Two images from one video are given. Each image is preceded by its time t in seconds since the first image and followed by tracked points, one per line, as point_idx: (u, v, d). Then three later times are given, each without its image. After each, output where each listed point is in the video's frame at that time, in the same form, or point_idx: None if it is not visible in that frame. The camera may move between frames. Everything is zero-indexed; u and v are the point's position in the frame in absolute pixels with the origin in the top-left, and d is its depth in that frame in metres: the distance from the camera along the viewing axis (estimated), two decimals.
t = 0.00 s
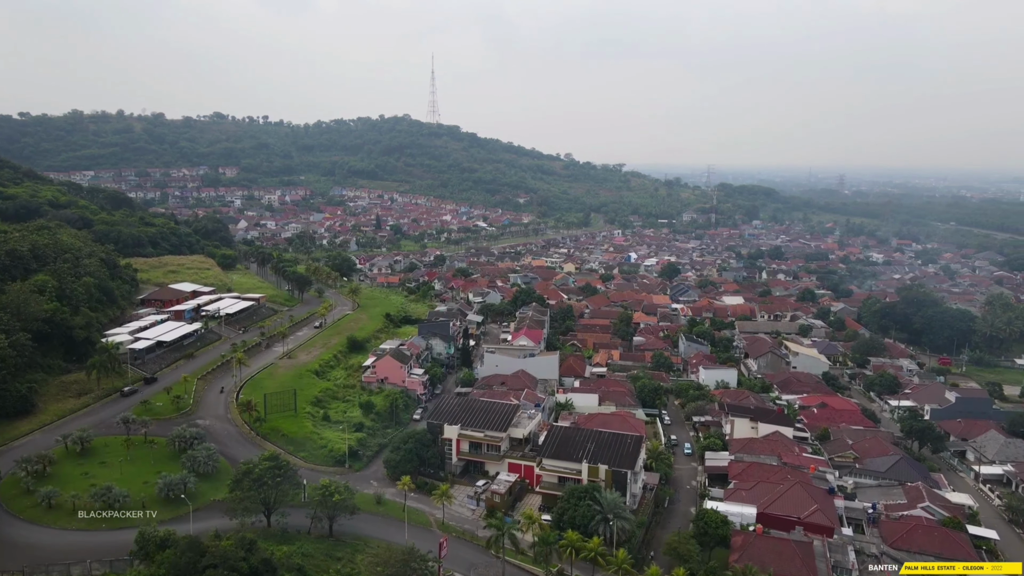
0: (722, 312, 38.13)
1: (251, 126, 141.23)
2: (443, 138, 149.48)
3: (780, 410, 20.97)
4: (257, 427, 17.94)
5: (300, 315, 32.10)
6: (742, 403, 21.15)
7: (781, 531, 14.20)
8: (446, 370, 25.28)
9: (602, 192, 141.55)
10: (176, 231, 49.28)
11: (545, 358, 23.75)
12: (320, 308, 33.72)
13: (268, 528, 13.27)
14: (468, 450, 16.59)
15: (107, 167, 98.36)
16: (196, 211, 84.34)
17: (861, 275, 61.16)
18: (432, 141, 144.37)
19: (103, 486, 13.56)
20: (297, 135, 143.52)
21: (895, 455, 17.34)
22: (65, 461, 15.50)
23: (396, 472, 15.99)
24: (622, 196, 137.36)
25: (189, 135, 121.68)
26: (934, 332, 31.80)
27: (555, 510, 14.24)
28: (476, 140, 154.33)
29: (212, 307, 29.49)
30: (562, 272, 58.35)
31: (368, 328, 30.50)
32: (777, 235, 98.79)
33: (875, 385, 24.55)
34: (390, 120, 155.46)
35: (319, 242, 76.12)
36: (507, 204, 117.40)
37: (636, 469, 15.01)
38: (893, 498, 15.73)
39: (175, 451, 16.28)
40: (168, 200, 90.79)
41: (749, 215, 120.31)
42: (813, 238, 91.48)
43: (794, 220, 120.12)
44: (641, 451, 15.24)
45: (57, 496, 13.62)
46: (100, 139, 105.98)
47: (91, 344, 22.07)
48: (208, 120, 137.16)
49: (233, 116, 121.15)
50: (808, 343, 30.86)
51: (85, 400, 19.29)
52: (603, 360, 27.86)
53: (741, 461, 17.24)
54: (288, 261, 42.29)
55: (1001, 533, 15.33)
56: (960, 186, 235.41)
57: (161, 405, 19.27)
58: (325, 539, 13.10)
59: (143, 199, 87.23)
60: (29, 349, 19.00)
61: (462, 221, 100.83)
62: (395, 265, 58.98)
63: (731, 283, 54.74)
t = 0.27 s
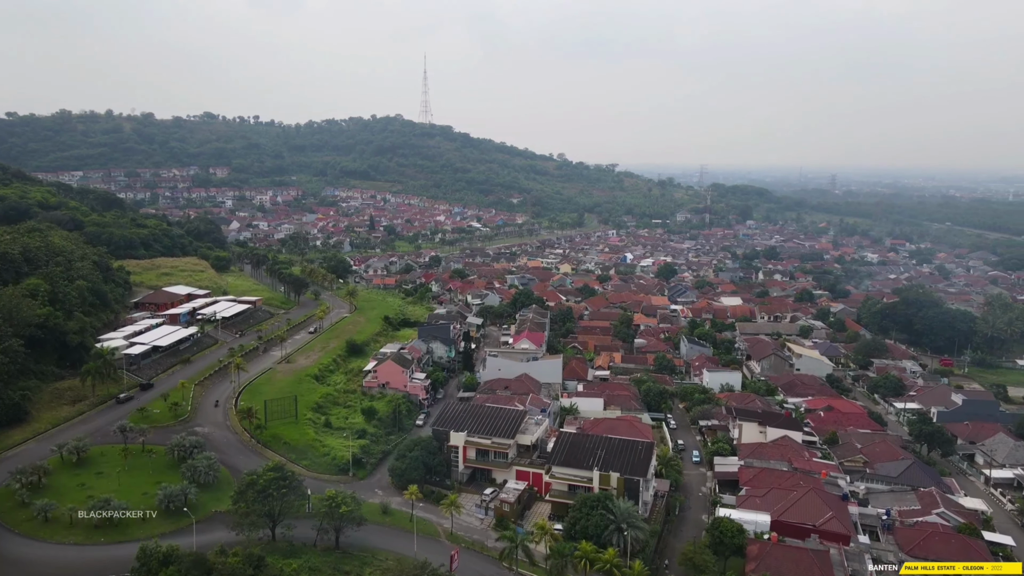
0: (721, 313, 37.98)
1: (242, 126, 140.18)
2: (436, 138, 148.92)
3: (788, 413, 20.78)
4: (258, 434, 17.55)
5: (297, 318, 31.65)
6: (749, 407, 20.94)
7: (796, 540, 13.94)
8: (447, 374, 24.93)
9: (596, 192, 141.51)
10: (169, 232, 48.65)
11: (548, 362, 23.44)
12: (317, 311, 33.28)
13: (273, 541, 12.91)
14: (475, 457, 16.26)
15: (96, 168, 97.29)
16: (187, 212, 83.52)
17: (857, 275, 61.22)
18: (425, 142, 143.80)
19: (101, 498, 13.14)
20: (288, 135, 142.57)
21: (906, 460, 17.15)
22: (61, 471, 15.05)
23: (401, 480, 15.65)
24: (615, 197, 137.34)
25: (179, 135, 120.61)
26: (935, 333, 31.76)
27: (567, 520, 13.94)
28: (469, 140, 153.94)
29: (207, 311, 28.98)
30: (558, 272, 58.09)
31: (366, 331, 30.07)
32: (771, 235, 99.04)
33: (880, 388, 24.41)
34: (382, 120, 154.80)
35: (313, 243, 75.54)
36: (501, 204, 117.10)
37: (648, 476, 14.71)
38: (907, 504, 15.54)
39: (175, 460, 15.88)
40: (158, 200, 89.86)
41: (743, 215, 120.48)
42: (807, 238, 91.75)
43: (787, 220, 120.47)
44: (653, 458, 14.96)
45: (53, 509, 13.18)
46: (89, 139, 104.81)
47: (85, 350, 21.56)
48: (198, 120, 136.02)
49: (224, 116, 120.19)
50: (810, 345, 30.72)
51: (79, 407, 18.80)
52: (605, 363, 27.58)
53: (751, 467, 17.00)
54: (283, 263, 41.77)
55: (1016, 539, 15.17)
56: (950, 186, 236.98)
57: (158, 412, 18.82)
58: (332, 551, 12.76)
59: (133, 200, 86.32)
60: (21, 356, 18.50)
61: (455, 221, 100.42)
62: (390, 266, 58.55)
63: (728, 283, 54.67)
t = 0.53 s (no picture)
0: (721, 314, 37.79)
1: (233, 126, 139.10)
2: (429, 138, 148.33)
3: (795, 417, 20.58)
4: (260, 442, 17.16)
5: (294, 322, 31.19)
6: (756, 411, 20.72)
7: (813, 548, 13.69)
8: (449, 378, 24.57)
9: (590, 192, 141.41)
10: (161, 234, 47.99)
11: (551, 366, 23.12)
12: (314, 313, 32.84)
13: (279, 554, 12.55)
14: (482, 464, 15.93)
15: (85, 168, 96.18)
16: (178, 213, 82.67)
17: (853, 275, 61.26)
18: (418, 142, 143.16)
19: (99, 511, 12.72)
20: (280, 135, 141.60)
21: (918, 465, 16.96)
22: (56, 483, 14.59)
23: (408, 489, 15.30)
24: (609, 197, 137.25)
25: (169, 135, 119.51)
26: (936, 334, 31.74)
27: (579, 530, 13.63)
28: (462, 140, 153.48)
29: (203, 314, 28.46)
30: (555, 274, 57.82)
31: (365, 334, 29.67)
32: (765, 235, 99.20)
33: (885, 390, 24.26)
34: (374, 120, 154.11)
35: (306, 244, 74.94)
36: (494, 205, 116.75)
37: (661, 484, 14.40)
38: (921, 510, 15.34)
39: (174, 470, 15.45)
40: (149, 201, 88.90)
41: (737, 215, 120.60)
42: (801, 238, 91.93)
43: (781, 220, 120.74)
44: (665, 466, 14.67)
45: (49, 523, 12.74)
46: (77, 139, 103.64)
47: (79, 356, 21.04)
48: (188, 120, 134.86)
49: (214, 116, 119.17)
50: (812, 346, 30.58)
51: (74, 416, 18.32)
52: (607, 366, 27.33)
53: (763, 472, 16.75)
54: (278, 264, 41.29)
55: None
56: (940, 186, 238.38)
57: (156, 419, 18.36)
58: (340, 564, 12.42)
59: (123, 201, 85.38)
60: (14, 363, 18.00)
61: (449, 222, 99.97)
62: (386, 268, 58.11)
63: (725, 284, 54.60)
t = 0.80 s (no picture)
0: (721, 316, 37.64)
1: (224, 126, 138.03)
2: (421, 138, 147.75)
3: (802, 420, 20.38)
4: (261, 450, 16.77)
5: (291, 325, 30.73)
6: (764, 415, 20.49)
7: (830, 557, 13.45)
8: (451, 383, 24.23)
9: (583, 193, 141.31)
10: (153, 235, 47.36)
11: (555, 370, 22.82)
12: (312, 316, 32.40)
13: (285, 568, 12.19)
14: (490, 472, 15.61)
15: (73, 168, 95.07)
16: (169, 214, 81.83)
17: (848, 275, 61.33)
18: (410, 142, 142.56)
19: (98, 525, 12.30)
20: (271, 135, 140.60)
21: (931, 470, 16.74)
22: (52, 495, 14.16)
23: (414, 499, 14.96)
24: (603, 197, 137.17)
25: (159, 135, 118.38)
26: (937, 335, 31.70)
27: (592, 541, 13.32)
28: (454, 140, 153.01)
29: (199, 318, 27.99)
30: (552, 275, 57.58)
31: (364, 338, 29.24)
32: (760, 235, 99.41)
33: (890, 392, 24.12)
34: (366, 120, 153.35)
35: (299, 245, 74.30)
36: (488, 205, 116.40)
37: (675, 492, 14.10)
38: (936, 516, 15.10)
39: (174, 480, 15.04)
40: (139, 202, 87.96)
41: (731, 215, 120.79)
42: (796, 238, 92.17)
43: (774, 220, 121.04)
44: (678, 473, 14.37)
45: (47, 538, 12.32)
46: (66, 139, 102.43)
47: (73, 362, 20.55)
48: (178, 120, 133.66)
49: (205, 116, 118.17)
50: (814, 348, 30.45)
51: (69, 424, 17.85)
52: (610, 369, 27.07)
53: (774, 479, 16.50)
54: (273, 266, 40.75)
55: None
56: (930, 186, 239.94)
57: (153, 427, 17.92)
58: None
59: (112, 201, 84.41)
60: (6, 370, 17.50)
61: (443, 222, 99.54)
62: (381, 269, 57.65)
63: (723, 285, 54.54)
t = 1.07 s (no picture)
0: (721, 317, 37.47)
1: (214, 126, 136.94)
2: (414, 138, 147.09)
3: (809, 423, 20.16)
4: (263, 459, 16.38)
5: (288, 328, 30.25)
6: (771, 418, 20.27)
7: (847, 567, 13.24)
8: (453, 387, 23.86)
9: (577, 193, 141.20)
10: (146, 237, 46.75)
11: (559, 374, 22.50)
12: (308, 320, 31.95)
13: None
14: (498, 481, 15.26)
15: (62, 169, 93.95)
16: (159, 215, 80.96)
17: (844, 275, 61.43)
18: (403, 142, 141.91)
19: (97, 540, 11.88)
20: (262, 135, 139.56)
21: (944, 475, 16.53)
22: (47, 508, 13.70)
23: (422, 509, 14.61)
24: (596, 197, 137.12)
25: (149, 135, 117.21)
26: (938, 336, 31.65)
27: (606, 551, 13.05)
28: (447, 140, 152.55)
29: (194, 322, 27.49)
30: (548, 276, 57.31)
31: (363, 341, 28.83)
32: (754, 235, 99.62)
33: (895, 395, 24.02)
34: (358, 120, 152.61)
35: (293, 246, 73.67)
36: (481, 205, 116.04)
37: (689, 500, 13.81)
38: (952, 523, 14.92)
39: (174, 491, 14.64)
40: (128, 203, 87.01)
41: (724, 216, 120.93)
42: (790, 238, 92.41)
43: (767, 220, 121.37)
44: (692, 481, 14.06)
45: (43, 554, 11.88)
46: (54, 140, 101.20)
47: (67, 368, 20.03)
48: (168, 119, 132.44)
49: (195, 116, 117.15)
50: (816, 350, 30.32)
51: (64, 433, 17.37)
52: (612, 372, 26.79)
53: (787, 485, 16.25)
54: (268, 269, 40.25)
55: None
56: (919, 186, 241.17)
57: (151, 434, 17.48)
58: None
59: (102, 202, 83.42)
60: None
61: (437, 223, 99.12)
62: (377, 271, 57.21)
63: (720, 286, 54.47)
